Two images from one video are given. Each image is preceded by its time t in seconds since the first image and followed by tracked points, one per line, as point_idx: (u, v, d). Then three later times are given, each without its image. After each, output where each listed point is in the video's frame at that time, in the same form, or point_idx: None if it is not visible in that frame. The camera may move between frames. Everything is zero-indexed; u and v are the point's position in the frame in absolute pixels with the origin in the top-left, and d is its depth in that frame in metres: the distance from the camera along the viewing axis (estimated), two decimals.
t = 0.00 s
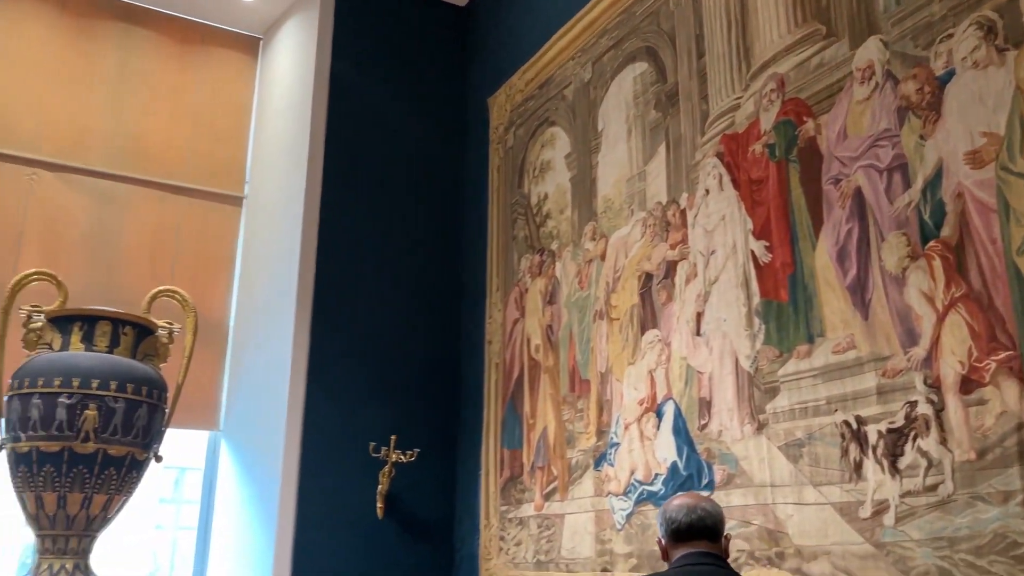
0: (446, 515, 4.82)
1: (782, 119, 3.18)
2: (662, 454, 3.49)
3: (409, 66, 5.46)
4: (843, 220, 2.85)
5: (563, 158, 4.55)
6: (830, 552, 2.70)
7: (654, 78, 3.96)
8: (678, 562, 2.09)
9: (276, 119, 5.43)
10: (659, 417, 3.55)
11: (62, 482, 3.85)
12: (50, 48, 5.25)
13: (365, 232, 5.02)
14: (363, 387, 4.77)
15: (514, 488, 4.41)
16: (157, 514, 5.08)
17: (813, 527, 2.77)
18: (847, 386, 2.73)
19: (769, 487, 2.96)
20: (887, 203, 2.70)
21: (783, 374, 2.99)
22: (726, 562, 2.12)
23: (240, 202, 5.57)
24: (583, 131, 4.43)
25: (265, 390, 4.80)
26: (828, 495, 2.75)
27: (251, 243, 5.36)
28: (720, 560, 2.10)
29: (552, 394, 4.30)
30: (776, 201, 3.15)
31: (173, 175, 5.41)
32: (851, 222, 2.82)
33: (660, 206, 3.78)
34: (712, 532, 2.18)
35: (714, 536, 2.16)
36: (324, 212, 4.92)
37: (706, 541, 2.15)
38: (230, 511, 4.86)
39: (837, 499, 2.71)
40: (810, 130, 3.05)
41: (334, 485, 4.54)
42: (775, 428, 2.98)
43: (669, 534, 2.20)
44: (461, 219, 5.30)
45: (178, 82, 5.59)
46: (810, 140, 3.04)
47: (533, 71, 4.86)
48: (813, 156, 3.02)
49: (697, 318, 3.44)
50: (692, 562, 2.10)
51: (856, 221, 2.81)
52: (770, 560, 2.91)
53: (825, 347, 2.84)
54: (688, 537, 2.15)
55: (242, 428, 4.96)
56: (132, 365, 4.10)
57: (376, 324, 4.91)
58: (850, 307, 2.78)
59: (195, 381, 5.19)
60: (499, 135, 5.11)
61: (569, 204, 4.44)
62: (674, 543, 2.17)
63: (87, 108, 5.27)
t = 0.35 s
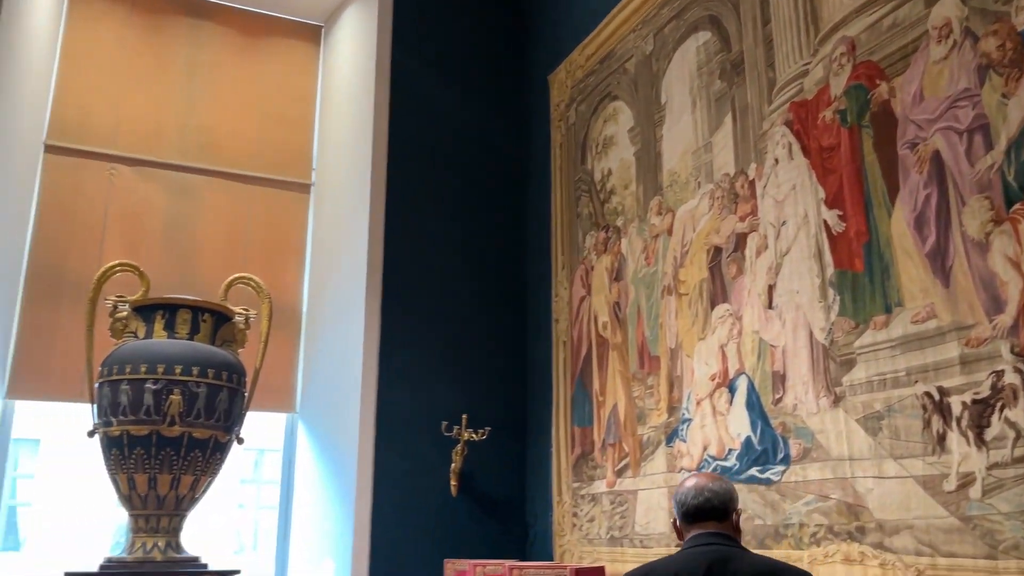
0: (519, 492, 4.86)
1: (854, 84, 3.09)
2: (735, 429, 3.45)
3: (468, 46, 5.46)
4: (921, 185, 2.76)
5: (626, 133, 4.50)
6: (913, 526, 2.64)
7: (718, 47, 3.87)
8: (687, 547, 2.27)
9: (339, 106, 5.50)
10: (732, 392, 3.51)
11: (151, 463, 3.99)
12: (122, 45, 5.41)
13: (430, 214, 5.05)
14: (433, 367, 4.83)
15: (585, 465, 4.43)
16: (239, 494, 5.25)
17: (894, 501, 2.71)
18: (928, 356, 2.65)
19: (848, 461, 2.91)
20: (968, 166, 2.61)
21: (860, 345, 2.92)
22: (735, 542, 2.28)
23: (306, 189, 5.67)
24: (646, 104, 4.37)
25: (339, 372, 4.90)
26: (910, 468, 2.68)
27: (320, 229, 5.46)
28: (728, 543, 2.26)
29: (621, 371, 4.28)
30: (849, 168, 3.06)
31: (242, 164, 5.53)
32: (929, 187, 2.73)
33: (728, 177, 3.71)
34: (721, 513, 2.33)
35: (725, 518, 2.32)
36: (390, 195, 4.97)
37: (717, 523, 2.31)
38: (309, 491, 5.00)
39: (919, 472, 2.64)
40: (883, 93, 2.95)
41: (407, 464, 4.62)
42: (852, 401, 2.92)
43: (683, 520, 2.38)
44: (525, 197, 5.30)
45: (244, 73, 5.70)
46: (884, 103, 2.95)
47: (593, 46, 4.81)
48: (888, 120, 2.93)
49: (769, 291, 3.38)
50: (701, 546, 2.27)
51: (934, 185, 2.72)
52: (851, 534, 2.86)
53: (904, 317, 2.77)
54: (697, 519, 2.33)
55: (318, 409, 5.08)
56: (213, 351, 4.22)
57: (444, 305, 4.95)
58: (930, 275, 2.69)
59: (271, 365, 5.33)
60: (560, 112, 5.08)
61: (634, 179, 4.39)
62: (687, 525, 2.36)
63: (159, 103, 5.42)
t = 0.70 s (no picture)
0: (593, 466, 4.87)
1: (933, 40, 2.96)
2: (813, 400, 3.39)
3: (528, 22, 5.43)
4: (1007, 143, 2.64)
5: (693, 102, 4.42)
6: (1004, 497, 2.55)
7: (787, 9, 3.76)
8: (682, 519, 2.30)
9: (403, 87, 5.54)
10: (809, 362, 3.44)
11: (236, 443, 4.11)
12: (192, 37, 5.55)
13: (496, 191, 5.06)
14: (503, 344, 4.85)
15: (659, 439, 4.40)
16: (318, 471, 5.39)
17: (983, 471, 2.63)
18: (1018, 321, 2.55)
19: (932, 431, 2.83)
20: None
21: (944, 312, 2.83)
22: (729, 506, 2.27)
23: (372, 171, 5.74)
24: (713, 71, 4.28)
25: (411, 350, 4.97)
26: (998, 437, 2.58)
27: (388, 210, 5.52)
28: (721, 509, 2.25)
29: (694, 343, 4.23)
30: (929, 129, 2.95)
31: (309, 148, 5.61)
32: (1016, 145, 2.61)
33: (800, 143, 3.61)
34: (711, 480, 2.32)
35: (718, 483, 2.31)
36: (455, 174, 4.98)
37: (709, 490, 2.30)
38: (386, 467, 5.10)
39: (1009, 442, 2.54)
40: (964, 49, 2.83)
41: (480, 440, 4.66)
42: (936, 369, 2.84)
43: (682, 488, 2.38)
44: (592, 171, 5.26)
45: (308, 59, 5.78)
46: (965, 60, 2.82)
47: (656, 15, 4.73)
48: (970, 77, 2.80)
49: (846, 258, 3.29)
50: (697, 515, 2.29)
51: (1021, 143, 2.60)
52: (937, 505, 2.79)
53: (991, 281, 2.66)
54: (691, 494, 2.34)
55: (393, 387, 5.16)
56: (289, 332, 4.31)
57: (512, 282, 4.96)
58: (1018, 237, 2.58)
59: (345, 344, 5.44)
60: (625, 83, 5.02)
61: (703, 148, 4.31)
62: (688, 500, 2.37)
63: (229, 92, 5.54)
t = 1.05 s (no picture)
0: (666, 438, 4.85)
1: None
2: (894, 368, 3.30)
3: None
4: None
5: (764, 65, 4.30)
6: None
7: None
8: (717, 497, 2.36)
9: (467, 63, 5.54)
10: (889, 329, 3.34)
11: (315, 418, 4.22)
12: (259, 23, 5.65)
13: (563, 164, 5.03)
14: (573, 317, 4.85)
15: (733, 410, 4.37)
16: (393, 445, 5.50)
17: None
18: None
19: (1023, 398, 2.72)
20: None
21: None
22: (765, 479, 2.33)
23: (438, 148, 5.77)
24: (783, 33, 4.15)
25: (481, 325, 5.01)
26: None
27: (455, 186, 5.55)
28: (757, 482, 2.31)
29: (768, 313, 4.16)
30: (1017, 83, 2.81)
31: (374, 128, 5.67)
32: None
33: (878, 103, 3.48)
34: (744, 457, 2.37)
35: (753, 458, 2.36)
36: (521, 148, 4.97)
37: (744, 465, 2.36)
38: (460, 440, 5.17)
39: None
40: None
41: (551, 413, 4.67)
42: None
43: (715, 465, 2.43)
44: (660, 141, 5.20)
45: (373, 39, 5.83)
46: None
47: None
48: None
49: (928, 222, 3.17)
50: (732, 491, 2.35)
51: None
52: None
53: None
54: (726, 471, 2.39)
55: (465, 361, 5.21)
56: (363, 309, 4.38)
57: (581, 255, 4.94)
58: None
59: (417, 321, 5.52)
60: (692, 49, 4.92)
61: (774, 113, 4.20)
62: (722, 475, 2.42)
63: (297, 75, 5.63)
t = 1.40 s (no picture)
0: (740, 408, 4.80)
1: None
2: (980, 333, 3.18)
3: None
4: None
5: (837, 23, 4.16)
6: None
7: None
8: (782, 471, 2.39)
9: (529, 35, 5.51)
10: (974, 294, 3.21)
11: (389, 391, 4.29)
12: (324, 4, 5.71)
13: (629, 133, 4.97)
14: (643, 287, 4.81)
15: (810, 377, 4.30)
16: (464, 418, 5.57)
17: None
18: None
19: None
20: None
21: None
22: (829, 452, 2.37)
23: (503, 122, 5.77)
24: None
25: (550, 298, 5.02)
26: None
27: (521, 159, 5.55)
28: (823, 455, 2.34)
29: (844, 279, 4.05)
30: None
31: (439, 104, 5.70)
32: None
33: (960, 58, 3.33)
34: (809, 431, 2.38)
35: (817, 432, 2.39)
36: (587, 118, 4.92)
37: (810, 439, 2.38)
38: (531, 412, 5.21)
39: None
40: None
41: (622, 385, 4.66)
42: None
43: (775, 438, 2.43)
44: (729, 107, 5.10)
45: (435, 15, 5.85)
46: None
47: None
48: None
49: (1016, 180, 3.03)
50: (796, 465, 2.37)
51: None
52: None
53: None
54: (790, 445, 2.40)
55: (535, 334, 5.23)
56: (434, 284, 4.43)
57: (649, 225, 4.89)
58: None
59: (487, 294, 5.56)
60: (761, 10, 4.79)
61: (849, 72, 4.07)
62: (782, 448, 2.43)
63: (362, 55, 5.70)
